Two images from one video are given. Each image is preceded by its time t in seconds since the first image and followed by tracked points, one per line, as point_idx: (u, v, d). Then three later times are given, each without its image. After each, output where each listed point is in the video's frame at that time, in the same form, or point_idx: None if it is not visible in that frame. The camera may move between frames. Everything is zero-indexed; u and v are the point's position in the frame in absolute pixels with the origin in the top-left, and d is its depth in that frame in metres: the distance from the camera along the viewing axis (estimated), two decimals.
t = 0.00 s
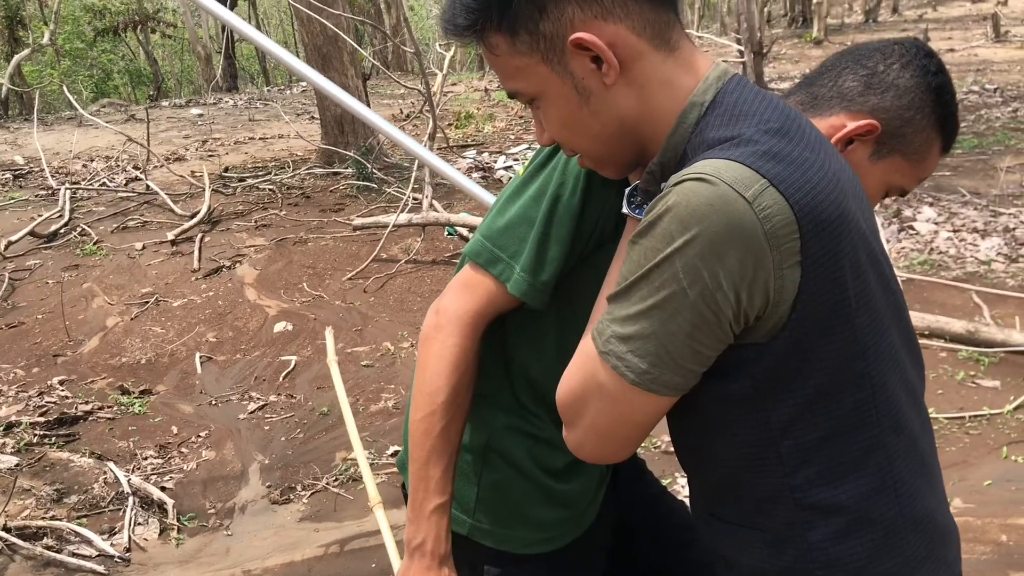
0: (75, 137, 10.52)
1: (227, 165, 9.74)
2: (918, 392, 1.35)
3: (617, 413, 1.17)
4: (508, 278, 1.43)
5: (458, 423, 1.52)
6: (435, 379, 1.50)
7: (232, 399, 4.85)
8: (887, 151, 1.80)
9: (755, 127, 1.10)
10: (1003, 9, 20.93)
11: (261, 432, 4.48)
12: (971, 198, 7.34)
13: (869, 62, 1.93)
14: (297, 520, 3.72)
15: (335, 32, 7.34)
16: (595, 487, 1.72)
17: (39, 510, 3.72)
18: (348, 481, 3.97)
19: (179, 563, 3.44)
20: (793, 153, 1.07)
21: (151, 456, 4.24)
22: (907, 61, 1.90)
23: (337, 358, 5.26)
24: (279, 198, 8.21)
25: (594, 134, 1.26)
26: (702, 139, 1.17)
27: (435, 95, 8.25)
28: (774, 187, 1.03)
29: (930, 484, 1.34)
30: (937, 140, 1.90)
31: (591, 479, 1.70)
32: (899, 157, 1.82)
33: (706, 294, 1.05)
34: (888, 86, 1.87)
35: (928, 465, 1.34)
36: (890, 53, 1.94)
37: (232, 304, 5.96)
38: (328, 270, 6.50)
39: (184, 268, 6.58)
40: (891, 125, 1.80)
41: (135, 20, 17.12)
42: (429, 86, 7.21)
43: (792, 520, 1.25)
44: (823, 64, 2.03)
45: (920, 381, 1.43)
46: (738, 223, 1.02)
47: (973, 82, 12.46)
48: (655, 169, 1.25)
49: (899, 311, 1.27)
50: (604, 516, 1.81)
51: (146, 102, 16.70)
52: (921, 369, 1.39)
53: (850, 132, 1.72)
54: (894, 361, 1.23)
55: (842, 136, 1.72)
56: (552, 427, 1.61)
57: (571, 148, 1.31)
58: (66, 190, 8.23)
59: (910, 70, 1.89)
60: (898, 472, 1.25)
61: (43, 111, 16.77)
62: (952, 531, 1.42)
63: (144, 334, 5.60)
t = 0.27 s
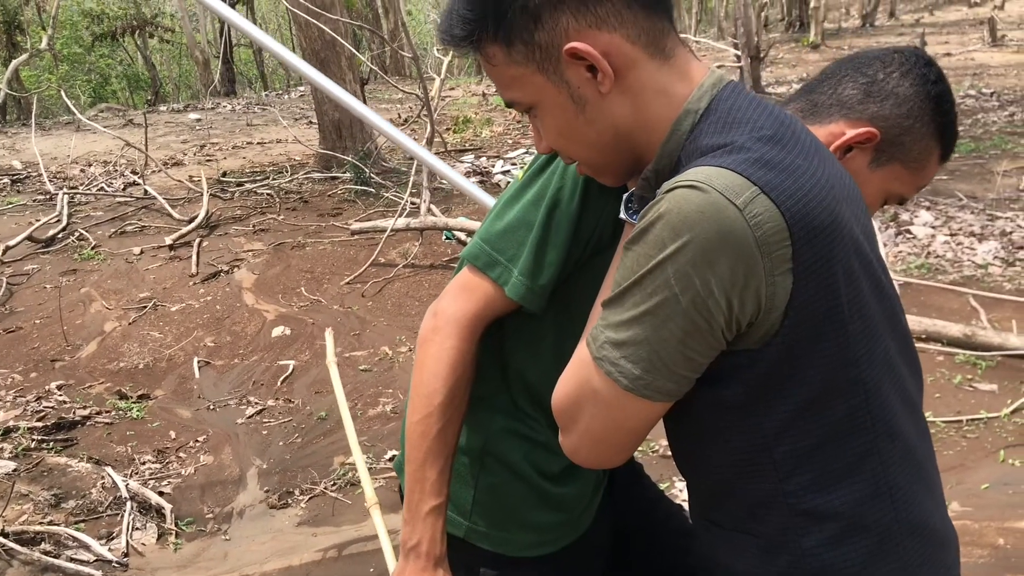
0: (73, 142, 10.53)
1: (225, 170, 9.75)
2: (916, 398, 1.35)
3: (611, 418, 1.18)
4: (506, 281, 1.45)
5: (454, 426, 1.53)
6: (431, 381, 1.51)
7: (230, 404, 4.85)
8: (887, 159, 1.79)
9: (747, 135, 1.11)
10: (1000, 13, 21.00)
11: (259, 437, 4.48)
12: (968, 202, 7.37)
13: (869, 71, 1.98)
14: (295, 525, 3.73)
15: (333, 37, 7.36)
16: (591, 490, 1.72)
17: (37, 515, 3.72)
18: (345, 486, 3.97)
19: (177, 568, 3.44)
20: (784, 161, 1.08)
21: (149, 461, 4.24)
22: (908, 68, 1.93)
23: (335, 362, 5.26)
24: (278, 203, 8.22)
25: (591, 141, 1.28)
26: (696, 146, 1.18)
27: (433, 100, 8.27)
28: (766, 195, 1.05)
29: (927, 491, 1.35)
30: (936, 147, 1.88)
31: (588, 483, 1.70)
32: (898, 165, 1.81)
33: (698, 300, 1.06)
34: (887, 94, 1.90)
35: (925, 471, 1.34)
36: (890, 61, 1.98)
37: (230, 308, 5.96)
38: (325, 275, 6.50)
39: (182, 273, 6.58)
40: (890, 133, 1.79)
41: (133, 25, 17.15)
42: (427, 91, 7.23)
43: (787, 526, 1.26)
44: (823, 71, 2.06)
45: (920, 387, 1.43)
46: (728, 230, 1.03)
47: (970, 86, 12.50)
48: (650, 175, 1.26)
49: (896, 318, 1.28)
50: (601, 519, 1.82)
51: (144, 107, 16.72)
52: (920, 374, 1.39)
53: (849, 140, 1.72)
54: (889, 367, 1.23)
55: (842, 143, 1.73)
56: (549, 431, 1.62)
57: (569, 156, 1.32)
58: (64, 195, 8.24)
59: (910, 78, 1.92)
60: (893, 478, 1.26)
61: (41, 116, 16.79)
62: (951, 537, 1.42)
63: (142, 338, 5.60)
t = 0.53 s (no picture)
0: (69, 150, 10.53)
1: (221, 177, 9.75)
2: (909, 409, 1.36)
3: (600, 428, 1.20)
4: (500, 288, 1.46)
5: (446, 433, 1.55)
6: (425, 388, 1.52)
7: (226, 411, 4.85)
8: (884, 170, 1.83)
9: (734, 147, 1.13)
10: (993, 20, 21.14)
11: (255, 445, 4.48)
12: (963, 208, 7.41)
13: (867, 81, 1.94)
14: (291, 533, 3.73)
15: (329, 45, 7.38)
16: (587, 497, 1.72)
17: (32, 524, 3.71)
18: (342, 494, 3.97)
19: None
20: (770, 173, 1.10)
21: (145, 468, 4.24)
22: (906, 80, 1.91)
23: (331, 370, 5.26)
24: (274, 210, 8.23)
25: (585, 154, 1.30)
26: (685, 157, 1.20)
27: (429, 107, 8.29)
28: (749, 206, 1.06)
29: (920, 503, 1.35)
30: (935, 159, 1.91)
31: (584, 491, 1.70)
32: (895, 175, 1.84)
33: (682, 310, 1.08)
34: (884, 105, 1.86)
35: (917, 483, 1.35)
36: (888, 71, 1.95)
37: (226, 316, 5.96)
38: (322, 282, 6.51)
39: (178, 281, 6.58)
40: (887, 144, 1.81)
41: (129, 33, 17.18)
42: (423, 98, 7.25)
43: (776, 537, 1.27)
44: (822, 82, 2.04)
45: (914, 398, 1.44)
46: (712, 241, 1.05)
47: (964, 92, 12.57)
48: (642, 185, 1.27)
49: (887, 328, 1.29)
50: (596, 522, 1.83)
51: (140, 115, 16.73)
52: (913, 384, 1.40)
53: (847, 151, 1.75)
54: (879, 378, 1.24)
55: (841, 154, 1.76)
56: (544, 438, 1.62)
57: (564, 168, 1.34)
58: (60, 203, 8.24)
59: (908, 90, 1.89)
60: (884, 489, 1.26)
61: (37, 124, 16.79)
62: (945, 548, 1.42)
63: (138, 346, 5.60)
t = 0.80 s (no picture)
0: (66, 155, 10.54)
1: (218, 182, 9.76)
2: (902, 417, 1.37)
3: (592, 435, 1.21)
4: (497, 295, 1.47)
5: (442, 439, 1.56)
6: (421, 393, 1.54)
7: (223, 417, 4.85)
8: (881, 178, 1.84)
9: (725, 156, 1.14)
10: (989, 24, 21.24)
11: (252, 450, 4.48)
12: (959, 212, 7.44)
13: (865, 90, 1.96)
14: (288, 538, 3.73)
15: (326, 51, 7.40)
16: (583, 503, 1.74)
17: (29, 530, 3.71)
18: (339, 499, 3.98)
19: None
20: (760, 182, 1.11)
21: (142, 474, 4.24)
22: (902, 89, 1.93)
23: (328, 375, 5.26)
24: (271, 215, 8.23)
25: (580, 162, 1.31)
26: (677, 166, 1.21)
27: (426, 112, 8.31)
28: (737, 216, 1.07)
29: (912, 511, 1.37)
30: (931, 167, 1.93)
31: (580, 497, 1.71)
32: (892, 183, 1.86)
33: (672, 318, 1.09)
34: (882, 113, 1.87)
35: (909, 491, 1.36)
36: (885, 80, 1.97)
37: (223, 321, 5.97)
38: (319, 287, 6.51)
39: (176, 286, 6.58)
40: (884, 153, 1.83)
41: (126, 38, 17.21)
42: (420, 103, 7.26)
43: (768, 544, 1.29)
44: (819, 89, 2.05)
45: (909, 407, 1.45)
46: (700, 249, 1.06)
47: (961, 97, 12.63)
48: (635, 193, 1.29)
49: (880, 337, 1.30)
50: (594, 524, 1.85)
51: (138, 120, 16.73)
52: (907, 392, 1.41)
53: (844, 159, 1.76)
54: (870, 386, 1.25)
55: (837, 162, 1.78)
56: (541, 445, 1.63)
57: (559, 176, 1.36)
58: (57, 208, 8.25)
59: (904, 98, 1.91)
60: (875, 497, 1.28)
61: (34, 129, 16.79)
62: (938, 555, 1.44)
63: (135, 351, 5.60)
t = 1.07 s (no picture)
0: (61, 162, 10.54)
1: (214, 190, 9.77)
2: (890, 428, 1.39)
3: (582, 444, 1.23)
4: (492, 303, 1.49)
5: (437, 447, 1.58)
6: (416, 401, 1.56)
7: (219, 425, 4.85)
8: (876, 190, 1.86)
9: (715, 168, 1.17)
10: (981, 31, 21.39)
11: (248, 458, 4.48)
12: (953, 219, 7.48)
13: (861, 102, 1.99)
14: (283, 546, 3.74)
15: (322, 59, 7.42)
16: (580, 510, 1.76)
17: (23, 539, 3.71)
18: (334, 507, 3.98)
19: None
20: (748, 195, 1.13)
21: (137, 483, 4.24)
22: (898, 102, 1.97)
23: (324, 382, 5.27)
24: (266, 223, 8.24)
25: (574, 172, 1.34)
26: (667, 177, 1.23)
27: (422, 120, 8.34)
28: (725, 228, 1.09)
29: (899, 521, 1.38)
30: (927, 179, 1.95)
31: (577, 504, 1.73)
32: (888, 195, 1.87)
33: (660, 329, 1.11)
34: (877, 126, 1.92)
35: (897, 501, 1.38)
36: (881, 92, 2.01)
37: (219, 329, 5.97)
38: (314, 295, 6.52)
39: (171, 293, 6.58)
40: (879, 165, 1.85)
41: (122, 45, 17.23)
42: (416, 110, 7.28)
43: (756, 553, 1.31)
44: (816, 102, 2.08)
45: (899, 419, 1.47)
46: (687, 262, 1.08)
47: (954, 103, 12.71)
48: (627, 203, 1.31)
49: (869, 350, 1.32)
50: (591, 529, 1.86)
51: (133, 127, 16.74)
52: (896, 403, 1.43)
53: (839, 170, 1.79)
54: (858, 397, 1.27)
55: (832, 174, 1.80)
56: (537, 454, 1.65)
57: (553, 186, 1.38)
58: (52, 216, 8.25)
59: (900, 111, 1.96)
60: (862, 508, 1.30)
61: (30, 136, 16.80)
62: (926, 565, 1.46)
63: (130, 359, 5.60)
